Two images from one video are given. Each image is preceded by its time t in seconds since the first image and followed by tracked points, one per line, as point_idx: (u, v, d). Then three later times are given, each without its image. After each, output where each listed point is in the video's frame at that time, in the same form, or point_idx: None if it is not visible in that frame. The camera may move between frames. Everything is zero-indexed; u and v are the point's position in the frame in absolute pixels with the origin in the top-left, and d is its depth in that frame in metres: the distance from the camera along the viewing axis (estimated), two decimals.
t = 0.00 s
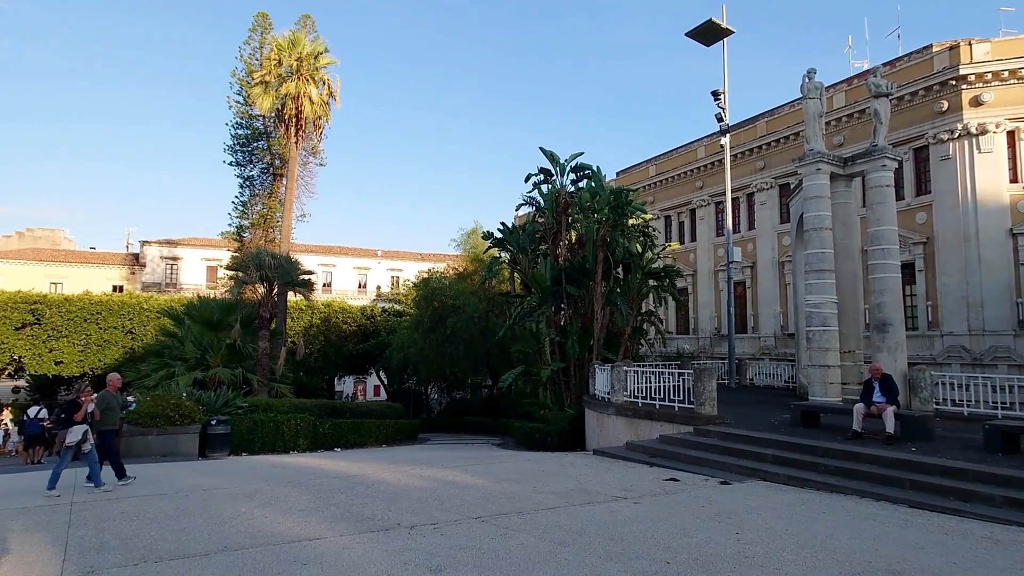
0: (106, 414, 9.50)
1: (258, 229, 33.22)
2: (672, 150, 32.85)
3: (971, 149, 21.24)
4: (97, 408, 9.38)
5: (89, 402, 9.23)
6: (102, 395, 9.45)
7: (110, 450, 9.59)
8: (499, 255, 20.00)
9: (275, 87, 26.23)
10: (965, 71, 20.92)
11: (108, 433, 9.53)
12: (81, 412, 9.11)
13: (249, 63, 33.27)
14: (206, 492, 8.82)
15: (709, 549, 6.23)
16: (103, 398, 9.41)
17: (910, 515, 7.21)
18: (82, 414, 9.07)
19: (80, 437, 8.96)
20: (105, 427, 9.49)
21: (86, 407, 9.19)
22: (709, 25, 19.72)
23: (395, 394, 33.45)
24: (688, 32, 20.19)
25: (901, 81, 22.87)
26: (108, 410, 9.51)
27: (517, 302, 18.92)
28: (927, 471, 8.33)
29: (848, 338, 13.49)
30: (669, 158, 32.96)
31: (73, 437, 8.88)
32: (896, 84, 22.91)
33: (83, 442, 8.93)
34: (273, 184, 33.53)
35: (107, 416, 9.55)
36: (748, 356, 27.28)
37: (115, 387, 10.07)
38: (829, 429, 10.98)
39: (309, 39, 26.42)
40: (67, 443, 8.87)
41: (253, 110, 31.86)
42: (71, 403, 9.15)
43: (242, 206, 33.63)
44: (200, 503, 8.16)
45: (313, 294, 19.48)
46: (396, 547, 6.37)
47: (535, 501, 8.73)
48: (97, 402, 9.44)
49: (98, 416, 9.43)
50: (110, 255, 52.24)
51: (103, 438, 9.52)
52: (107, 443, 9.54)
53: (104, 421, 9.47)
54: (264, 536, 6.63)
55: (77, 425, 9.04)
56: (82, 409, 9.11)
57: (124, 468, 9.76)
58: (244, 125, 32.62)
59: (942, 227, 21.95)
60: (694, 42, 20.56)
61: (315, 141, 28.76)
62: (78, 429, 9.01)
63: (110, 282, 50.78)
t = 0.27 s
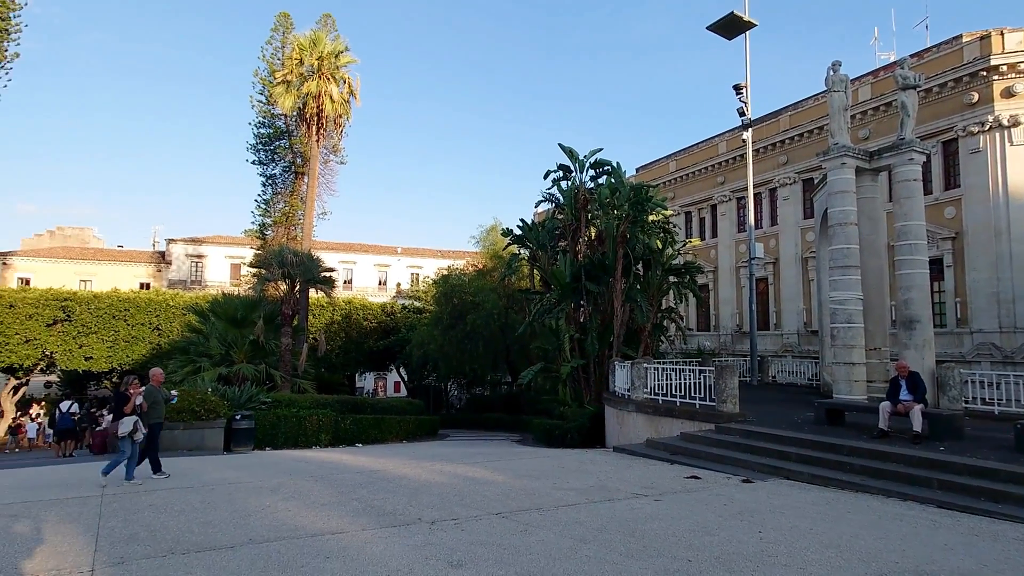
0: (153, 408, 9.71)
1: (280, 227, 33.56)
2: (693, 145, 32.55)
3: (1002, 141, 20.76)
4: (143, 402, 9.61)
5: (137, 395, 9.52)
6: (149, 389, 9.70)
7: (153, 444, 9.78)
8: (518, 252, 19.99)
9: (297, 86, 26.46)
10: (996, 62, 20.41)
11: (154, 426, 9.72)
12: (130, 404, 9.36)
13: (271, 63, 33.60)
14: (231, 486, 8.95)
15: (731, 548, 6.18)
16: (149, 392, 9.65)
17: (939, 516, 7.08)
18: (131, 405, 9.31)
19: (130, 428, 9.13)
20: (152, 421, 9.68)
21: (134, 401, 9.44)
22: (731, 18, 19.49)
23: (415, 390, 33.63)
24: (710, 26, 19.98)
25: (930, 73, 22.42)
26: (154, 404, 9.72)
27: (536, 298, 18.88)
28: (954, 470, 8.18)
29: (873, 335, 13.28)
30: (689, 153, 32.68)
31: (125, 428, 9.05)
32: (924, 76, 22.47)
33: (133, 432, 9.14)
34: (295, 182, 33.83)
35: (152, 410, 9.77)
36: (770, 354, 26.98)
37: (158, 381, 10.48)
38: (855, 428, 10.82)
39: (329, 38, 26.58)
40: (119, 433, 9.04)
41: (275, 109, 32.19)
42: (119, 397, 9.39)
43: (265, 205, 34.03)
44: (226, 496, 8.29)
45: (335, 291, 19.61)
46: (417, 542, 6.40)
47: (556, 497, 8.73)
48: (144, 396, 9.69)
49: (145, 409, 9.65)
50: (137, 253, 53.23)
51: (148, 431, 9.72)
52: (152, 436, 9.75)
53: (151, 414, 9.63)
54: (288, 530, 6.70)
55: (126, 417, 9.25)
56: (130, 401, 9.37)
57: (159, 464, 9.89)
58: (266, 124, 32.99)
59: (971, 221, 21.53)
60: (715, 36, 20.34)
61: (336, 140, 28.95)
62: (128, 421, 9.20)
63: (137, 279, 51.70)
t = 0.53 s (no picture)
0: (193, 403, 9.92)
1: (302, 225, 33.88)
2: (714, 141, 32.23)
3: None
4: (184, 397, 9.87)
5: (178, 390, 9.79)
6: (189, 384, 9.94)
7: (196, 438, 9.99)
8: (536, 249, 19.96)
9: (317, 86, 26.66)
10: None
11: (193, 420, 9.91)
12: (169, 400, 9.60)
13: (292, 63, 33.89)
14: (254, 481, 9.06)
15: (753, 547, 6.10)
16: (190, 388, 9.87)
17: (968, 517, 6.92)
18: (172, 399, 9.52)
19: (172, 422, 9.26)
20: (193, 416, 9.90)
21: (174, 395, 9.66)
22: (753, 11, 19.24)
23: (434, 387, 33.76)
24: (732, 20, 19.75)
25: (958, 64, 21.98)
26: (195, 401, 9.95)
27: (556, 296, 18.82)
28: (984, 471, 8.00)
29: (900, 333, 13.05)
30: (710, 149, 32.38)
31: (166, 422, 9.19)
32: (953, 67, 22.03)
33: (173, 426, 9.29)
34: (315, 181, 34.10)
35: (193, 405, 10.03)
36: (792, 351, 26.66)
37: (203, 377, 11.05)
38: (880, 427, 10.64)
39: (349, 37, 26.72)
40: (161, 427, 9.21)
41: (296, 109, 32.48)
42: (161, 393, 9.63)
43: (286, 203, 34.39)
44: (249, 491, 8.38)
45: (355, 289, 19.72)
46: (438, 538, 6.41)
47: (575, 494, 8.70)
48: (184, 391, 9.96)
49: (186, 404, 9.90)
50: (163, 251, 54.20)
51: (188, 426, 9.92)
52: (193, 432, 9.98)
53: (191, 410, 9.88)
54: (310, 524, 6.76)
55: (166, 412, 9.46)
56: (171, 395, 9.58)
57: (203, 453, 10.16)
58: (287, 123, 33.32)
59: (1001, 216, 21.05)
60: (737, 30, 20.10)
61: (356, 138, 29.12)
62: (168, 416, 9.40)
63: (162, 277, 52.84)
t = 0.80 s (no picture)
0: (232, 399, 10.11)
1: (322, 224, 34.17)
2: (735, 137, 31.90)
3: None
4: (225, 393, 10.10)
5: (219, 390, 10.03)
6: (229, 382, 10.16)
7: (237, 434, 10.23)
8: (555, 247, 19.90)
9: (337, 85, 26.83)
10: None
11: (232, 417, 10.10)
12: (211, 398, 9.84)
13: (312, 63, 34.14)
14: (276, 476, 9.14)
15: (774, 547, 6.03)
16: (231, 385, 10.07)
17: (998, 519, 6.77)
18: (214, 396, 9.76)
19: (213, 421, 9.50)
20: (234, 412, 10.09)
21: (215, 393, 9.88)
22: (775, 4, 18.98)
23: (453, 384, 33.85)
24: (753, 13, 19.50)
25: (987, 55, 21.53)
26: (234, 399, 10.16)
27: (574, 293, 18.75)
28: (1014, 471, 7.82)
29: (926, 330, 12.80)
30: (730, 145, 32.06)
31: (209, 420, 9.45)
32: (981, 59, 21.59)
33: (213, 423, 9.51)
34: (335, 180, 34.35)
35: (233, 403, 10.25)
36: (815, 349, 26.32)
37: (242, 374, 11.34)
38: (906, 426, 10.46)
39: (368, 37, 26.83)
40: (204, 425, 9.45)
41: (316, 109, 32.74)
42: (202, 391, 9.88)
43: (307, 202, 34.69)
44: (271, 486, 8.46)
45: (375, 287, 19.85)
46: (457, 534, 6.42)
47: (595, 492, 8.67)
48: (224, 390, 10.20)
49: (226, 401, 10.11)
50: (187, 250, 55.01)
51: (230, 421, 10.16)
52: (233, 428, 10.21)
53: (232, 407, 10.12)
54: (331, 520, 6.80)
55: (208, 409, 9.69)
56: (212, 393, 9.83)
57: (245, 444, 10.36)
58: (308, 123, 33.60)
59: None
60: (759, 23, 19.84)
61: (375, 138, 29.23)
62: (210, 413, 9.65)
63: (187, 276, 53.72)
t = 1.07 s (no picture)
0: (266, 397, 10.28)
1: (342, 223, 34.41)
2: (756, 132, 31.53)
3: None
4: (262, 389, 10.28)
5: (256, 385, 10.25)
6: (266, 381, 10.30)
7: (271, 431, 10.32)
8: (574, 244, 19.82)
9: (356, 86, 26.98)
10: None
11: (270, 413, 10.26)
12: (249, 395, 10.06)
13: (332, 63, 34.36)
14: (298, 473, 9.22)
15: (798, 546, 5.94)
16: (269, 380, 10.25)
17: None
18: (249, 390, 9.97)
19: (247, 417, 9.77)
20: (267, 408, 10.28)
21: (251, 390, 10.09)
22: None
23: (473, 382, 33.91)
24: (775, 6, 19.22)
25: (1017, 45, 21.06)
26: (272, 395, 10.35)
27: (594, 291, 18.66)
28: None
29: (955, 327, 12.54)
30: (751, 140, 31.70)
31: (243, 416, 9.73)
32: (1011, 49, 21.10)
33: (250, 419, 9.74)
34: (355, 179, 34.56)
35: (269, 398, 10.43)
36: (839, 347, 25.94)
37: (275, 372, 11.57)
38: (934, 425, 10.25)
39: (387, 37, 26.92)
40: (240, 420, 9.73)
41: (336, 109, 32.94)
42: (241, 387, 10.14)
43: (327, 202, 34.97)
44: (294, 482, 8.53)
45: (395, 285, 19.95)
46: (477, 531, 6.42)
47: (615, 490, 8.61)
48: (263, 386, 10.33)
49: (262, 397, 10.28)
50: (211, 250, 55.73)
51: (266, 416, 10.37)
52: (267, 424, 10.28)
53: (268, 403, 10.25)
54: (352, 516, 6.83)
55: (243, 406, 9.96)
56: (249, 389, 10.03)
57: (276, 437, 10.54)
58: (328, 123, 33.84)
59: None
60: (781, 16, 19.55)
61: (394, 137, 29.34)
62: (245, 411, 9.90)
63: (211, 275, 54.43)
